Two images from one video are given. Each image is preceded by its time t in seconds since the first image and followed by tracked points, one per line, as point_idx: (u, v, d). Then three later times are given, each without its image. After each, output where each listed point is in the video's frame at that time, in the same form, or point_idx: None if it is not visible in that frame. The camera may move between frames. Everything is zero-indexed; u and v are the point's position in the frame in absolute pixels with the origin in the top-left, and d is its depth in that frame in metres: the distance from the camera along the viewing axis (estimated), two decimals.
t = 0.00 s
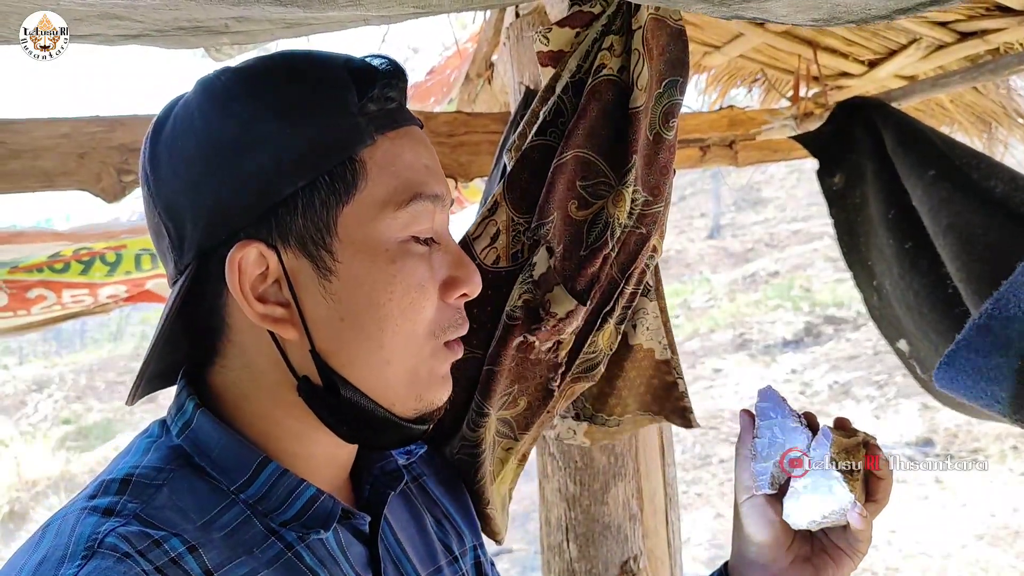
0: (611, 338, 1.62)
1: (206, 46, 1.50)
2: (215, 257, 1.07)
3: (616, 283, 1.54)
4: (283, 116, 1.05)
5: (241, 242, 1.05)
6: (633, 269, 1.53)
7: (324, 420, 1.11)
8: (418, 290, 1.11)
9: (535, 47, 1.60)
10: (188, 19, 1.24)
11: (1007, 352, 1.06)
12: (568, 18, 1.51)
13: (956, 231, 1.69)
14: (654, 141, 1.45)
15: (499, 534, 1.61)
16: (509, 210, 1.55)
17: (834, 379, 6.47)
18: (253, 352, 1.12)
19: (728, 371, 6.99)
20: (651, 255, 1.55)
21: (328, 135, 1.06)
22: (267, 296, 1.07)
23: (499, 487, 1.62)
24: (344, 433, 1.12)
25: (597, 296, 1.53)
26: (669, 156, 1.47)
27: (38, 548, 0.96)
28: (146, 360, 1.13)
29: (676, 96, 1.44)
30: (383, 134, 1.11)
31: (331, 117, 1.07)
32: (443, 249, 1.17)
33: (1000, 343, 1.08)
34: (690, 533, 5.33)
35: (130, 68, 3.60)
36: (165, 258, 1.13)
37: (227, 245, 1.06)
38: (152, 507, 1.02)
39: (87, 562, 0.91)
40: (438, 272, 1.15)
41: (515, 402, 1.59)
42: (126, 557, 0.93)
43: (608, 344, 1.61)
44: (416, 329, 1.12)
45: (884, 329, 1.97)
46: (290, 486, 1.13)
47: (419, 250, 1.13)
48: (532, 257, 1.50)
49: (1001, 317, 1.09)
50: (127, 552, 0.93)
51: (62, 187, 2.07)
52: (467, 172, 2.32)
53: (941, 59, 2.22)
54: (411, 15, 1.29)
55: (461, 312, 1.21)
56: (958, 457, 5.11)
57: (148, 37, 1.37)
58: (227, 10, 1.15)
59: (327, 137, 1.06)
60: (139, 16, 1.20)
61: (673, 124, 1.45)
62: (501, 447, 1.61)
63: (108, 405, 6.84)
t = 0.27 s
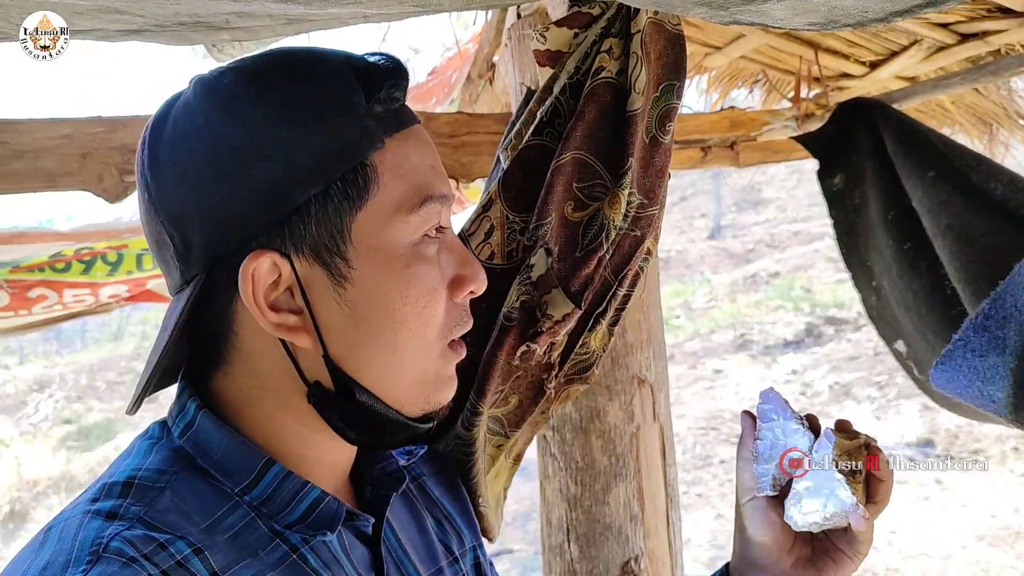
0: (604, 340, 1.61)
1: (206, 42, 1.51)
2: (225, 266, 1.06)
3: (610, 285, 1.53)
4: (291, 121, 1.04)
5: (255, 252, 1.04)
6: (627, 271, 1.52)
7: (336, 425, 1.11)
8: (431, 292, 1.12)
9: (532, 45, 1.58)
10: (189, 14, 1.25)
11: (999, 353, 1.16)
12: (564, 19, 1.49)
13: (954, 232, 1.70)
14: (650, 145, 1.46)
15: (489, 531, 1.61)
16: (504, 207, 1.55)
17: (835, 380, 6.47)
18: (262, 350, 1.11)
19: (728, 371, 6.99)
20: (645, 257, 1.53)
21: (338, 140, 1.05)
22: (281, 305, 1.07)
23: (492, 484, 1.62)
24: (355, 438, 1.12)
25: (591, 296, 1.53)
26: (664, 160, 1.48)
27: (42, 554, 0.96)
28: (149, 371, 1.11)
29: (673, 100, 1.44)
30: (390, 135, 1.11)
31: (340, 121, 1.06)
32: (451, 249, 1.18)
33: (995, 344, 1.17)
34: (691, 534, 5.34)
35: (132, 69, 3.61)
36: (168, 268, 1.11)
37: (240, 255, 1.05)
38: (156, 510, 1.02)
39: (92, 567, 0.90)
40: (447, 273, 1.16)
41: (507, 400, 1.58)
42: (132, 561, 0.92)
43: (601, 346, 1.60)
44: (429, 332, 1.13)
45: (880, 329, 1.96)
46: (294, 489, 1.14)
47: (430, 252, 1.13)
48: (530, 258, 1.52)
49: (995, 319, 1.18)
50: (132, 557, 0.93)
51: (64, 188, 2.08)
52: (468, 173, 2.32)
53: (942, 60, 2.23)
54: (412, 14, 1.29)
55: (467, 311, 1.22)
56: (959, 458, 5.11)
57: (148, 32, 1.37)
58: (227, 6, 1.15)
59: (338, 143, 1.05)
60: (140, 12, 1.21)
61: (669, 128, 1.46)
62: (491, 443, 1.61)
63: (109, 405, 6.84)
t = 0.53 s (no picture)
0: (622, 342, 1.62)
1: (207, 47, 1.51)
2: (223, 276, 1.05)
3: (623, 286, 1.54)
4: (287, 127, 1.02)
5: (255, 263, 1.03)
6: (642, 271, 1.53)
7: (339, 430, 1.12)
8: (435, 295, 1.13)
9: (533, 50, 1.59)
10: (191, 18, 1.25)
11: (997, 346, 1.07)
12: (565, 22, 1.50)
13: (952, 232, 1.71)
14: (659, 144, 1.47)
15: (490, 532, 1.64)
16: (511, 210, 1.56)
17: (835, 381, 6.47)
18: (263, 355, 1.11)
19: (729, 372, 6.98)
20: (660, 258, 1.55)
21: (336, 145, 1.04)
22: (282, 315, 1.06)
23: (508, 488, 1.67)
24: (363, 442, 1.14)
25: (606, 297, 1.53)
26: (674, 159, 1.49)
27: (46, 555, 0.95)
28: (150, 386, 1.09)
29: (680, 99, 1.46)
30: (389, 135, 1.09)
31: (337, 124, 1.04)
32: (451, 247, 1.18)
33: (994, 338, 1.08)
34: (691, 534, 5.35)
35: (132, 69, 3.61)
36: (164, 279, 1.09)
37: (240, 266, 1.04)
38: (160, 511, 1.01)
39: (99, 571, 0.90)
40: (449, 272, 1.16)
41: (524, 403, 1.62)
42: (139, 564, 0.92)
43: (619, 348, 1.62)
44: (432, 334, 1.14)
45: (878, 329, 1.97)
46: (300, 488, 1.14)
47: (432, 255, 1.13)
48: (542, 263, 1.49)
49: (995, 311, 1.09)
50: (139, 560, 0.93)
51: (65, 188, 2.08)
52: (469, 174, 2.33)
53: (943, 61, 2.23)
54: (413, 17, 1.29)
55: (469, 307, 1.23)
56: (959, 458, 5.11)
57: (150, 37, 1.37)
58: (229, 10, 1.15)
59: (336, 148, 1.04)
60: (142, 16, 1.20)
61: (678, 128, 1.47)
62: (509, 447, 1.64)
63: (109, 405, 6.85)
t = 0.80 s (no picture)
0: (631, 346, 1.65)
1: (209, 44, 1.52)
2: (227, 288, 1.03)
3: (629, 289, 1.55)
4: (288, 134, 0.99)
5: (260, 277, 1.01)
6: (648, 274, 1.53)
7: (347, 438, 1.11)
8: (444, 301, 1.11)
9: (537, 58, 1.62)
10: (191, 16, 1.25)
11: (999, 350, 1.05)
12: (567, 29, 1.53)
13: (952, 234, 1.71)
14: (663, 148, 1.47)
15: (500, 528, 1.65)
16: (516, 218, 1.56)
17: (836, 382, 6.47)
18: (265, 363, 1.10)
19: (729, 373, 6.99)
20: (665, 260, 1.56)
21: (339, 151, 1.01)
22: (289, 327, 1.05)
23: (523, 488, 1.70)
24: (370, 447, 1.14)
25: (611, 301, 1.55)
26: (677, 162, 1.49)
27: (52, 568, 0.93)
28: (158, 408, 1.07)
29: (682, 101, 1.45)
30: (394, 138, 1.07)
31: (340, 129, 1.01)
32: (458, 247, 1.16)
33: (995, 343, 1.07)
34: (691, 535, 5.36)
35: (133, 70, 3.62)
36: (166, 291, 1.07)
37: (244, 278, 1.02)
38: (169, 522, 0.99)
39: None
40: (458, 276, 1.14)
41: (534, 405, 1.64)
42: None
43: (627, 351, 1.64)
44: (442, 339, 1.13)
45: (878, 331, 1.96)
46: (309, 496, 1.13)
47: (440, 260, 1.11)
48: (547, 268, 1.52)
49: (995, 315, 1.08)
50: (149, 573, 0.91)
51: (66, 190, 2.09)
52: (470, 176, 2.33)
53: (942, 63, 2.23)
54: (412, 18, 1.30)
55: (478, 308, 1.22)
56: (960, 459, 5.11)
57: (149, 32, 1.38)
58: (229, 11, 1.15)
59: (339, 154, 1.01)
60: (141, 12, 1.21)
61: (680, 131, 1.47)
62: (521, 448, 1.66)
63: (110, 406, 6.85)
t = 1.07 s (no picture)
0: (644, 347, 1.58)
1: (209, 49, 1.52)
2: (231, 287, 1.03)
3: (638, 287, 1.54)
4: (291, 130, 0.98)
5: (263, 275, 1.01)
6: (655, 271, 1.52)
7: (354, 439, 1.11)
8: (452, 299, 1.10)
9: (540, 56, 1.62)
10: (193, 22, 1.25)
11: (1000, 355, 1.07)
12: (570, 27, 1.54)
13: (953, 234, 1.71)
14: (667, 144, 1.46)
15: (511, 543, 1.68)
16: (520, 216, 1.57)
17: (837, 382, 6.47)
18: (270, 360, 1.09)
19: (730, 373, 6.98)
20: (672, 257, 1.52)
21: (344, 148, 1.00)
22: (292, 325, 1.04)
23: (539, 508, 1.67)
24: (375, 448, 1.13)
25: (620, 300, 1.53)
26: (682, 159, 1.48)
27: None
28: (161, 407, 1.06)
29: (685, 96, 1.45)
30: (400, 134, 1.07)
31: (344, 125, 1.00)
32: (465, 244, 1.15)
33: (996, 347, 1.08)
34: (692, 535, 5.37)
35: (134, 70, 3.62)
36: (170, 289, 1.07)
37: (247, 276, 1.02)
38: (177, 528, 0.99)
39: None
40: (465, 275, 1.13)
41: (548, 413, 1.63)
42: None
43: (642, 353, 1.58)
44: (449, 339, 1.12)
45: (879, 332, 1.96)
46: (320, 500, 1.12)
47: (446, 259, 1.10)
48: (551, 266, 1.52)
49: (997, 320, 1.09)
50: None
51: (67, 190, 2.09)
52: (470, 176, 2.33)
53: (943, 63, 2.23)
54: (413, 21, 1.30)
55: (485, 308, 1.20)
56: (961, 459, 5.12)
57: (152, 40, 1.38)
58: (231, 14, 1.16)
59: (345, 151, 1.00)
60: (143, 19, 1.21)
61: (684, 125, 1.46)
62: (539, 461, 1.65)
63: (111, 406, 6.86)
